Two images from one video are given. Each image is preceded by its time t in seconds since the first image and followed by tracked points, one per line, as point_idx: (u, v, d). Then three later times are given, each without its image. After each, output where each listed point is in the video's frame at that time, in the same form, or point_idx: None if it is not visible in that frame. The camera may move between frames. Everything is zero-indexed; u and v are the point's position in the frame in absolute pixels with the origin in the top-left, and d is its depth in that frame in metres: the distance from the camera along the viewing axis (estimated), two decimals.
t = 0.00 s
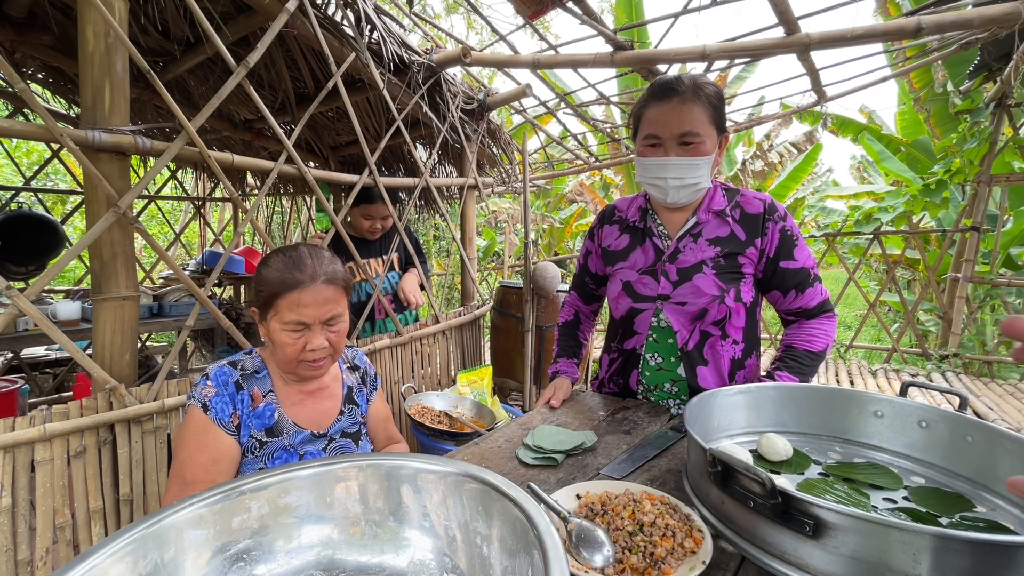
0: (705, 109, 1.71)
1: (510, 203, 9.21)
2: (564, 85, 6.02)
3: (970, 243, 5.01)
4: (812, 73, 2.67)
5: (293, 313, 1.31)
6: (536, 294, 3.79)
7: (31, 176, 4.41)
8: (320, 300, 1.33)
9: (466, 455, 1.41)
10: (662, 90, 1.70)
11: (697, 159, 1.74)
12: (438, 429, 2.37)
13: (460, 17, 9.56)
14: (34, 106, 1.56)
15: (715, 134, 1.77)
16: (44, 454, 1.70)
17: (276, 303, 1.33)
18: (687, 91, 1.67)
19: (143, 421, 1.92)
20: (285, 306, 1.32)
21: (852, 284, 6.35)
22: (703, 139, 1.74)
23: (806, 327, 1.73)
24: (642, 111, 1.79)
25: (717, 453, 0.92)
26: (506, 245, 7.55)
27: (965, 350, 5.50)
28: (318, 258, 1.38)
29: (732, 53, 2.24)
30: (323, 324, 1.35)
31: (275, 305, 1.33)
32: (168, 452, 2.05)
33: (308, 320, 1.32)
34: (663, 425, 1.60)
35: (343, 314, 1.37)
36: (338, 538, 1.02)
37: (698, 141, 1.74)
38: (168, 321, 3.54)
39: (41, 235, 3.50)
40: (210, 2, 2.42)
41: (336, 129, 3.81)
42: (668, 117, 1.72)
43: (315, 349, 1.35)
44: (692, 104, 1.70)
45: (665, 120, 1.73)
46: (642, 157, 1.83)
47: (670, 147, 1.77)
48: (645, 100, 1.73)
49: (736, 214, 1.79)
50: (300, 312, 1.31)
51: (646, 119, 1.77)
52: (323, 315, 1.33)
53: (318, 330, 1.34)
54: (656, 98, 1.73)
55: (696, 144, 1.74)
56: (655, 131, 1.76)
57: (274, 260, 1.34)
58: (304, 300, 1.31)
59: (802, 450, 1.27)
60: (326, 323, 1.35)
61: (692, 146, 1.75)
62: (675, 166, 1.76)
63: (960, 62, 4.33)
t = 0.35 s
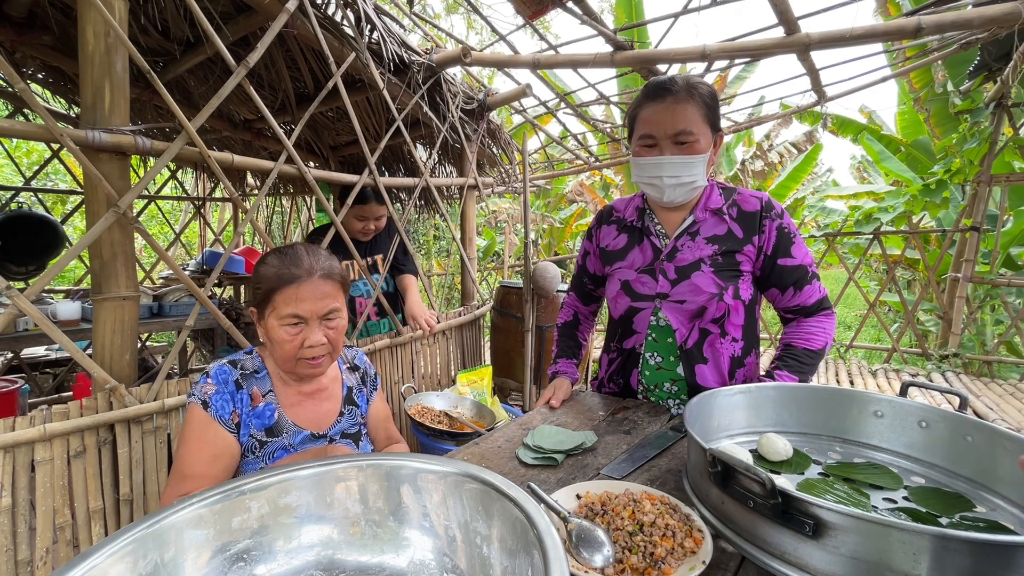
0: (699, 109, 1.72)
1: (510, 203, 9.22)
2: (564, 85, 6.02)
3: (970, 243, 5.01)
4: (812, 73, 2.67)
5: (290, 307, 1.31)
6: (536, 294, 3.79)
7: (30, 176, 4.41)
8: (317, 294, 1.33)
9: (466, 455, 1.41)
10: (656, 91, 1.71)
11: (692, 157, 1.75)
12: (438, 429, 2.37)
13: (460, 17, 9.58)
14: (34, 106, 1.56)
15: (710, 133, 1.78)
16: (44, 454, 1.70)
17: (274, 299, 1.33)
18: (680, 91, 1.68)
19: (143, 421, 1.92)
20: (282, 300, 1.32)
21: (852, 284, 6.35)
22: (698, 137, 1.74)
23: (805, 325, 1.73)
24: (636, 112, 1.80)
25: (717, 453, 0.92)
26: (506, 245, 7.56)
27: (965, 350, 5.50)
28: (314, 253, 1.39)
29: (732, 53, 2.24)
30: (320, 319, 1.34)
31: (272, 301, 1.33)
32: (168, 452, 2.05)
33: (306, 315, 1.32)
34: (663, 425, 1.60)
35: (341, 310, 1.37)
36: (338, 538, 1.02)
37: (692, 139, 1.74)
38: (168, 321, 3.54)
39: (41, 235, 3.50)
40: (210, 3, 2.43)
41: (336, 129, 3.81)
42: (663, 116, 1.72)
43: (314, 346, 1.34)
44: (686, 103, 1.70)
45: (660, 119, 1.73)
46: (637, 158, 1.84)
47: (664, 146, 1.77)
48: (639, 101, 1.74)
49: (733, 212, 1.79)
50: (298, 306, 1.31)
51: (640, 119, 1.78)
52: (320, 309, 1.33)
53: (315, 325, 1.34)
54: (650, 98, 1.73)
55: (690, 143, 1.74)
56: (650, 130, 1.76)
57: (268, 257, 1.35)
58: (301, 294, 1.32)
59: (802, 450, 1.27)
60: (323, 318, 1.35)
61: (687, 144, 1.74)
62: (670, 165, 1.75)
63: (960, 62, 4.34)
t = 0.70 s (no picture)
0: (676, 108, 1.74)
1: (510, 203, 9.22)
2: (564, 85, 6.01)
3: (970, 243, 5.01)
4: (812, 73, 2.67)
5: (269, 308, 1.31)
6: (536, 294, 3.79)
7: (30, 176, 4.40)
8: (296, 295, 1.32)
9: (466, 455, 1.41)
10: (632, 95, 1.74)
11: (673, 154, 1.75)
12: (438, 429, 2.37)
13: (460, 17, 9.59)
14: (33, 106, 1.56)
15: (689, 130, 1.79)
16: (45, 454, 1.69)
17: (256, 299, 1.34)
18: (655, 93, 1.70)
19: (143, 421, 1.92)
20: (263, 300, 1.32)
21: (852, 284, 6.35)
22: (678, 135, 1.75)
23: (801, 316, 1.73)
24: (616, 116, 1.83)
25: (717, 454, 0.92)
26: (506, 245, 7.56)
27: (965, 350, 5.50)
28: (301, 253, 1.39)
29: (732, 53, 2.24)
30: (300, 320, 1.33)
31: (253, 301, 1.34)
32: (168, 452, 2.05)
33: (284, 316, 1.32)
34: (662, 425, 1.60)
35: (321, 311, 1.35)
36: (338, 538, 1.01)
37: (672, 137, 1.75)
38: (168, 321, 3.54)
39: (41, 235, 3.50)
40: (210, 3, 2.43)
41: (336, 129, 3.81)
42: (641, 118, 1.74)
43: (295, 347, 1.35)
44: (662, 103, 1.72)
45: (638, 122, 1.75)
46: (621, 161, 1.86)
47: (646, 147, 1.78)
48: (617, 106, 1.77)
49: (721, 207, 1.80)
50: (275, 307, 1.31)
51: (620, 124, 1.80)
52: (299, 311, 1.32)
53: (295, 326, 1.34)
54: (628, 103, 1.76)
55: (671, 142, 1.75)
56: (630, 133, 1.78)
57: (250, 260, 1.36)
58: (279, 295, 1.31)
59: (803, 450, 1.27)
60: (303, 321, 1.34)
61: (667, 143, 1.76)
62: (652, 164, 1.76)
63: (960, 62, 4.34)
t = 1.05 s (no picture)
0: (646, 113, 1.78)
1: (510, 203, 9.22)
2: (565, 85, 6.01)
3: (970, 243, 5.01)
4: (812, 73, 2.67)
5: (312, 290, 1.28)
6: (536, 295, 3.79)
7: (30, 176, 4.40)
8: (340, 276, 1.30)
9: (466, 455, 1.41)
10: (603, 105, 1.79)
11: (649, 155, 1.77)
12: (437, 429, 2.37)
13: (460, 18, 9.60)
14: (34, 105, 1.56)
15: (662, 132, 1.82)
16: (44, 454, 1.69)
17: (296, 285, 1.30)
18: (624, 100, 1.76)
19: (143, 421, 1.92)
20: (305, 284, 1.29)
21: (852, 284, 6.35)
22: (651, 137, 1.78)
23: (791, 305, 1.73)
24: (591, 130, 1.88)
25: (717, 454, 0.92)
26: (506, 245, 7.56)
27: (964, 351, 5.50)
28: (335, 237, 1.39)
29: (732, 53, 2.24)
30: (342, 305, 1.29)
31: (294, 285, 1.31)
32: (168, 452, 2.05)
33: (325, 299, 1.27)
34: (663, 425, 1.60)
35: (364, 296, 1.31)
36: (338, 538, 1.01)
37: (645, 139, 1.78)
38: (168, 321, 3.55)
39: (41, 235, 3.50)
40: (210, 3, 2.43)
41: (336, 129, 3.82)
42: (613, 126, 1.78)
43: (333, 333, 1.27)
44: (631, 108, 1.76)
45: (611, 130, 1.79)
46: (602, 172, 1.89)
47: (622, 153, 1.81)
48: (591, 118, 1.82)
49: (705, 204, 1.81)
50: (316, 289, 1.28)
51: (596, 134, 1.84)
52: (342, 294, 1.28)
53: (335, 313, 1.28)
54: (600, 113, 1.81)
55: (645, 145, 1.78)
56: (606, 141, 1.82)
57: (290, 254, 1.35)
58: (324, 278, 1.29)
59: (803, 450, 1.27)
60: (346, 306, 1.29)
61: (642, 146, 1.79)
62: (629, 167, 1.78)
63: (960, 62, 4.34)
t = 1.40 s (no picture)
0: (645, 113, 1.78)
1: (510, 203, 9.22)
2: (565, 85, 6.01)
3: (970, 243, 5.01)
4: (812, 73, 2.67)
5: (369, 237, 1.14)
6: (536, 295, 3.79)
7: (30, 176, 4.39)
8: (403, 225, 1.16)
9: (465, 455, 1.41)
10: (600, 106, 1.80)
11: (647, 157, 1.77)
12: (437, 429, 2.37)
13: (460, 18, 9.60)
14: (33, 106, 1.56)
15: (661, 132, 1.82)
16: (44, 454, 1.70)
17: (351, 222, 1.16)
18: (623, 100, 1.76)
19: (143, 421, 1.93)
20: (362, 226, 1.15)
21: (852, 284, 6.35)
22: (651, 138, 1.79)
23: (794, 306, 1.73)
24: (590, 131, 1.89)
25: (717, 454, 0.92)
26: (506, 245, 7.57)
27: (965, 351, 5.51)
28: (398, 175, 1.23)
29: (731, 53, 2.24)
30: (398, 256, 1.17)
31: (346, 227, 1.17)
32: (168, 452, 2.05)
33: (383, 249, 1.15)
34: (663, 425, 1.60)
35: (422, 250, 1.20)
36: (337, 538, 1.01)
37: (643, 140, 1.78)
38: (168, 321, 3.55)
39: (41, 235, 3.50)
40: (210, 2, 2.43)
41: (336, 129, 3.82)
42: (611, 126, 1.79)
43: (385, 287, 1.17)
44: (629, 109, 1.77)
45: (609, 130, 1.80)
46: (601, 172, 1.89)
47: (621, 154, 1.81)
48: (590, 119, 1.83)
49: (706, 205, 1.82)
50: (376, 235, 1.15)
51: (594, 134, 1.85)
52: (401, 246, 1.16)
53: (391, 264, 1.17)
54: (597, 114, 1.82)
55: (644, 146, 1.78)
56: (604, 142, 1.83)
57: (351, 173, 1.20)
58: (385, 222, 1.15)
59: (802, 450, 1.27)
60: (402, 258, 1.18)
61: (639, 147, 1.79)
62: (627, 168, 1.78)
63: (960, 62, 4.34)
